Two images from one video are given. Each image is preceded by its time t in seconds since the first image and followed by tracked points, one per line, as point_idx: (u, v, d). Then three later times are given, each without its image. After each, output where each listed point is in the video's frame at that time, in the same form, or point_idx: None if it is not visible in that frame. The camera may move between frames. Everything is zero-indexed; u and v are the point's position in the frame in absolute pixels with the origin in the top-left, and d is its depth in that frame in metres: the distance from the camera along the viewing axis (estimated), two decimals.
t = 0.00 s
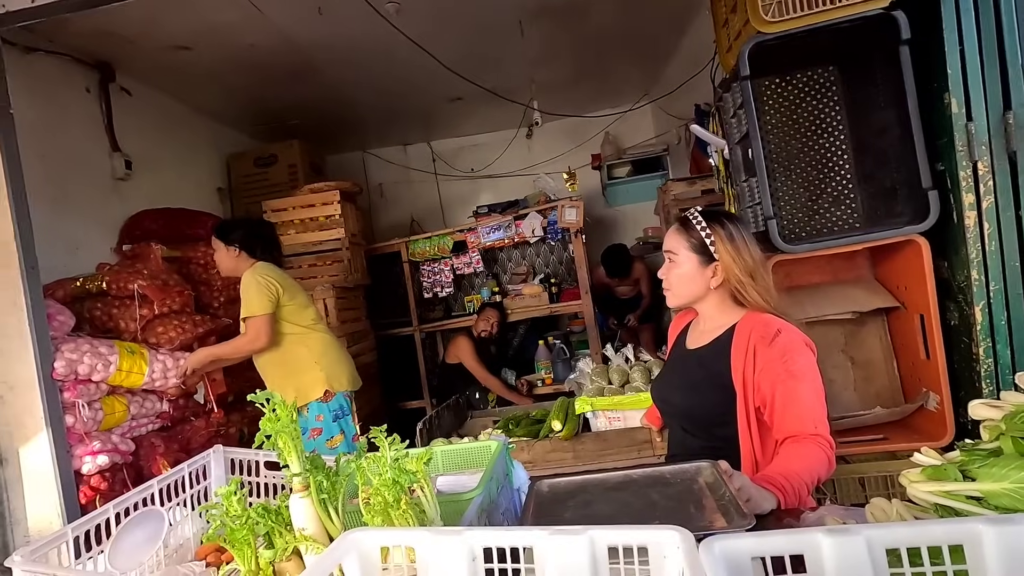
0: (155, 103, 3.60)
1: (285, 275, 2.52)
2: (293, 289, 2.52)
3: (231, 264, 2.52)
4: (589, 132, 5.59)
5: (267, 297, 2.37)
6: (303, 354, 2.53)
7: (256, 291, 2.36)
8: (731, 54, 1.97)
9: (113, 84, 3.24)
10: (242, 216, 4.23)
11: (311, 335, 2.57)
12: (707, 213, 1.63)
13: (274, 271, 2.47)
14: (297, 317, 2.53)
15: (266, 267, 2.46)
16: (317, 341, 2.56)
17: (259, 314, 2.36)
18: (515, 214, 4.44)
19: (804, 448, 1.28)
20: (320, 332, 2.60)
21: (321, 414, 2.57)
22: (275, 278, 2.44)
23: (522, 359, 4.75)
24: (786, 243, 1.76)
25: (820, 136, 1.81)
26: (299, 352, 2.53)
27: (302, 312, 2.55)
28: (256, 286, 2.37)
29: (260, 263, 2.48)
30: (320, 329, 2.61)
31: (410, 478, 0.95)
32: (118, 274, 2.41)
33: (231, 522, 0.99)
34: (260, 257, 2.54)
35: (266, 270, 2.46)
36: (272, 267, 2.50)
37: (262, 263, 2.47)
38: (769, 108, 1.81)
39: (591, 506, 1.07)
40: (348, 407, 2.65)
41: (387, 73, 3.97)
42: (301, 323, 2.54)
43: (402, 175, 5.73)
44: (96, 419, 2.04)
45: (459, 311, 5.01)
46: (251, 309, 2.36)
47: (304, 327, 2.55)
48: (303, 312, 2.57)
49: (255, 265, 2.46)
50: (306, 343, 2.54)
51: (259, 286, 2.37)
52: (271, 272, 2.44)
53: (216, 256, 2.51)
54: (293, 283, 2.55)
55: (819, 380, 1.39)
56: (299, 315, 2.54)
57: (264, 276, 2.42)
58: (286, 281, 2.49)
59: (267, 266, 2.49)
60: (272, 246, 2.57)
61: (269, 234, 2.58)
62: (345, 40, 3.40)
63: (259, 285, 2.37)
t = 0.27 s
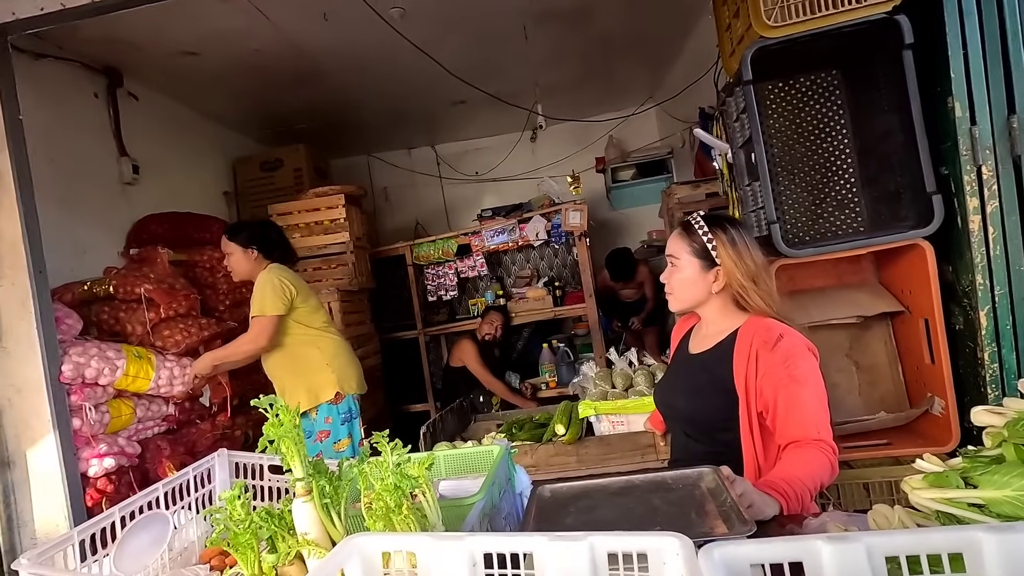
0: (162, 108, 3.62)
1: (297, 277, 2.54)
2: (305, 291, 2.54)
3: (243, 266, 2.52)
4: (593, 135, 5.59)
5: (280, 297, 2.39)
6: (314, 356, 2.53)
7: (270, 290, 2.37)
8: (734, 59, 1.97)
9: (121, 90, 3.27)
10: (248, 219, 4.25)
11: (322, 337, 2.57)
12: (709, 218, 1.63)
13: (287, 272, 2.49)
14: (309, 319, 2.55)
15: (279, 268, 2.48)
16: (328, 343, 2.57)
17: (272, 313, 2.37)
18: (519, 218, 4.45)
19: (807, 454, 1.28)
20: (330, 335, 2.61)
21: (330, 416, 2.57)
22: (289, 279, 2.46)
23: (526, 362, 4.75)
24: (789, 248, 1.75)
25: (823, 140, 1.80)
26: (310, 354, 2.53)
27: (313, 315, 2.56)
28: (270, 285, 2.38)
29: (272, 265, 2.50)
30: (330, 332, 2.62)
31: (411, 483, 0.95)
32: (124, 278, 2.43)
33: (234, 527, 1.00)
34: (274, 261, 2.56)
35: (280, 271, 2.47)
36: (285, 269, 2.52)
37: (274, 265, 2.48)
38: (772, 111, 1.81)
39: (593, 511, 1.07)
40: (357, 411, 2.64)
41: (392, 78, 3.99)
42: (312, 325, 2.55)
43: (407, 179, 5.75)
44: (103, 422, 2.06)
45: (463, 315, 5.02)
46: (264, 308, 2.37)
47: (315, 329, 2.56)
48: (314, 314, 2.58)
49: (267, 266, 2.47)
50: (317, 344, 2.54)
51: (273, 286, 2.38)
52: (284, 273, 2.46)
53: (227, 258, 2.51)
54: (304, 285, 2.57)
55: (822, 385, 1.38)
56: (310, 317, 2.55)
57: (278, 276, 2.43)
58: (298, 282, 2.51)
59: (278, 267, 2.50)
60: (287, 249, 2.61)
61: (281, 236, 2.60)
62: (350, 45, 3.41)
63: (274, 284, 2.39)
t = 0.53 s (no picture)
0: (171, 114, 3.64)
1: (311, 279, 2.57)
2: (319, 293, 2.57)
3: (254, 270, 2.52)
4: (599, 139, 5.59)
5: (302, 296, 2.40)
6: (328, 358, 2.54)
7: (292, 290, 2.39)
8: (739, 63, 1.96)
9: (131, 97, 3.29)
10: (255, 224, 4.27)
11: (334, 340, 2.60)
12: (712, 223, 1.62)
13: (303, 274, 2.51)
14: (322, 321, 2.57)
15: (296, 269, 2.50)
16: (340, 346, 2.59)
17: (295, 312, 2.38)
18: (525, 222, 4.44)
19: (812, 461, 1.27)
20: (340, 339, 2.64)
21: (339, 420, 2.57)
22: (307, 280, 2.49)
23: (532, 366, 4.73)
24: (795, 252, 1.74)
25: (829, 144, 1.79)
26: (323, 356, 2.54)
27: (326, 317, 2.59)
28: (292, 284, 2.39)
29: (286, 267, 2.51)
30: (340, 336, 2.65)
31: (412, 489, 0.95)
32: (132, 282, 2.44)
33: (236, 533, 0.99)
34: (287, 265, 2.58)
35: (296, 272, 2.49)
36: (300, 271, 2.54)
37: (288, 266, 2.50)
38: (777, 116, 1.80)
39: (595, 519, 1.06)
40: (365, 415, 2.66)
41: (398, 84, 4.00)
42: (325, 327, 2.57)
43: (413, 183, 5.76)
44: (111, 425, 2.08)
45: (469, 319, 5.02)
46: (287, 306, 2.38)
47: (327, 332, 2.59)
48: (326, 317, 2.61)
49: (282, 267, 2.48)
50: (330, 347, 2.56)
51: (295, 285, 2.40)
52: (301, 275, 2.48)
53: (238, 261, 2.51)
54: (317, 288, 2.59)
55: (827, 391, 1.37)
56: (323, 320, 2.57)
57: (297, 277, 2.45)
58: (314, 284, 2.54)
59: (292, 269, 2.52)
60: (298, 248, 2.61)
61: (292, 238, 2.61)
62: (357, 51, 3.43)
63: (294, 283, 2.40)
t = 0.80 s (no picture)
0: (181, 119, 3.66)
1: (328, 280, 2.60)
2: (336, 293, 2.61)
3: (269, 278, 2.51)
4: (605, 142, 5.58)
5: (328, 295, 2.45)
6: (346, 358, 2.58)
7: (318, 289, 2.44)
8: (747, 65, 1.95)
9: (141, 101, 3.31)
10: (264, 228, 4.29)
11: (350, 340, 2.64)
12: (720, 224, 1.61)
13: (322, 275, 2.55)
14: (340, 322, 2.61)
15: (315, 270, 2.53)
16: (356, 346, 2.63)
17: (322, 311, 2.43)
18: (532, 225, 4.44)
19: (822, 465, 1.25)
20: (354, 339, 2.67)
21: (354, 419, 2.61)
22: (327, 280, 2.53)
23: (539, 369, 4.73)
24: (804, 255, 1.72)
25: (838, 146, 1.78)
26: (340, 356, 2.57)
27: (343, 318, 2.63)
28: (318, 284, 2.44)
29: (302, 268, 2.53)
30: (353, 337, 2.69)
31: (418, 492, 0.94)
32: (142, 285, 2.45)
33: (242, 534, 0.99)
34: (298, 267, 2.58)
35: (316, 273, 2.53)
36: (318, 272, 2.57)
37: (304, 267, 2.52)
38: (786, 118, 1.79)
39: (601, 523, 1.05)
40: (378, 416, 2.70)
41: (405, 88, 4.01)
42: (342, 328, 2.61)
43: (420, 186, 5.77)
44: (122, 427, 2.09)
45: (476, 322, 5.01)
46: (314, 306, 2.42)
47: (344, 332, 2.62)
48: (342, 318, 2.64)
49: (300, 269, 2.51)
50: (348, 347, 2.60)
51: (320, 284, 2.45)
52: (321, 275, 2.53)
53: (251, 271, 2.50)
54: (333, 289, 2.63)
55: (837, 394, 1.36)
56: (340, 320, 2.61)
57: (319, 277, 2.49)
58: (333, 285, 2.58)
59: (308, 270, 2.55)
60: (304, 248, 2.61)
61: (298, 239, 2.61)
62: (364, 55, 3.43)
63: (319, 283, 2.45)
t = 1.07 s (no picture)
0: (188, 121, 3.68)
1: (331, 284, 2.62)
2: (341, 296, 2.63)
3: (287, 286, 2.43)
4: (611, 144, 5.57)
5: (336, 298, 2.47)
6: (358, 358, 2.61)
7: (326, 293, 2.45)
8: (753, 65, 1.95)
9: (149, 104, 3.32)
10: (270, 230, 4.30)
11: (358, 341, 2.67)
12: (726, 225, 1.60)
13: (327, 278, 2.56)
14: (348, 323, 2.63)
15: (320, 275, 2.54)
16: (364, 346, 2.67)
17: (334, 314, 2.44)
18: (538, 227, 4.43)
19: (830, 468, 1.24)
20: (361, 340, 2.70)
21: (372, 416, 2.67)
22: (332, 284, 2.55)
23: (544, 371, 4.72)
24: (811, 255, 1.72)
25: (845, 147, 1.79)
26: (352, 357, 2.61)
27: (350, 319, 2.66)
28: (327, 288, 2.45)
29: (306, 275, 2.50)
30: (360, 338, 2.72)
31: (423, 493, 0.94)
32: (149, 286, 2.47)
33: (248, 535, 0.99)
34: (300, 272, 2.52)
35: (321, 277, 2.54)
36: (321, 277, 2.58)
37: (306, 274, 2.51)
38: (792, 119, 1.80)
39: (607, 526, 1.05)
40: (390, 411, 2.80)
41: (410, 89, 4.01)
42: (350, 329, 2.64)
43: (426, 188, 5.78)
44: (129, 428, 2.05)
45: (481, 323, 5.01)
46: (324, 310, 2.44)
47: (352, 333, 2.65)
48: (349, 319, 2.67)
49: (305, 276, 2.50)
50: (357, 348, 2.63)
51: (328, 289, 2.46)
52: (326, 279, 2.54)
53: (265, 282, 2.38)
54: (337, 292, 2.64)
55: (845, 396, 1.35)
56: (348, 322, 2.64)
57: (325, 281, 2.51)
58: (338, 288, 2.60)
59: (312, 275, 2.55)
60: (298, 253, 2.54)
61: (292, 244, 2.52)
62: (370, 58, 3.44)
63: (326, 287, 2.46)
